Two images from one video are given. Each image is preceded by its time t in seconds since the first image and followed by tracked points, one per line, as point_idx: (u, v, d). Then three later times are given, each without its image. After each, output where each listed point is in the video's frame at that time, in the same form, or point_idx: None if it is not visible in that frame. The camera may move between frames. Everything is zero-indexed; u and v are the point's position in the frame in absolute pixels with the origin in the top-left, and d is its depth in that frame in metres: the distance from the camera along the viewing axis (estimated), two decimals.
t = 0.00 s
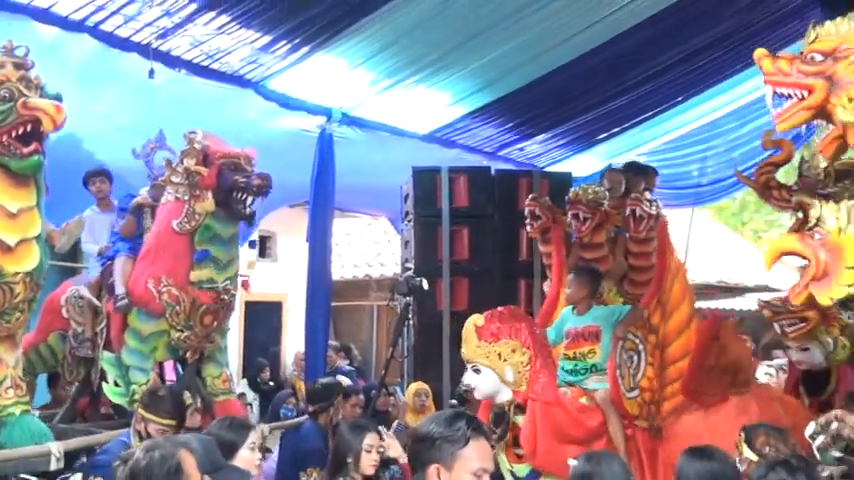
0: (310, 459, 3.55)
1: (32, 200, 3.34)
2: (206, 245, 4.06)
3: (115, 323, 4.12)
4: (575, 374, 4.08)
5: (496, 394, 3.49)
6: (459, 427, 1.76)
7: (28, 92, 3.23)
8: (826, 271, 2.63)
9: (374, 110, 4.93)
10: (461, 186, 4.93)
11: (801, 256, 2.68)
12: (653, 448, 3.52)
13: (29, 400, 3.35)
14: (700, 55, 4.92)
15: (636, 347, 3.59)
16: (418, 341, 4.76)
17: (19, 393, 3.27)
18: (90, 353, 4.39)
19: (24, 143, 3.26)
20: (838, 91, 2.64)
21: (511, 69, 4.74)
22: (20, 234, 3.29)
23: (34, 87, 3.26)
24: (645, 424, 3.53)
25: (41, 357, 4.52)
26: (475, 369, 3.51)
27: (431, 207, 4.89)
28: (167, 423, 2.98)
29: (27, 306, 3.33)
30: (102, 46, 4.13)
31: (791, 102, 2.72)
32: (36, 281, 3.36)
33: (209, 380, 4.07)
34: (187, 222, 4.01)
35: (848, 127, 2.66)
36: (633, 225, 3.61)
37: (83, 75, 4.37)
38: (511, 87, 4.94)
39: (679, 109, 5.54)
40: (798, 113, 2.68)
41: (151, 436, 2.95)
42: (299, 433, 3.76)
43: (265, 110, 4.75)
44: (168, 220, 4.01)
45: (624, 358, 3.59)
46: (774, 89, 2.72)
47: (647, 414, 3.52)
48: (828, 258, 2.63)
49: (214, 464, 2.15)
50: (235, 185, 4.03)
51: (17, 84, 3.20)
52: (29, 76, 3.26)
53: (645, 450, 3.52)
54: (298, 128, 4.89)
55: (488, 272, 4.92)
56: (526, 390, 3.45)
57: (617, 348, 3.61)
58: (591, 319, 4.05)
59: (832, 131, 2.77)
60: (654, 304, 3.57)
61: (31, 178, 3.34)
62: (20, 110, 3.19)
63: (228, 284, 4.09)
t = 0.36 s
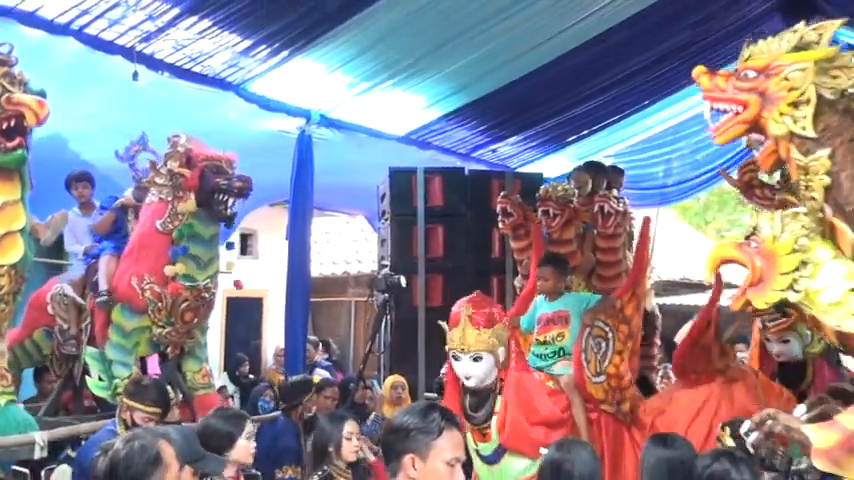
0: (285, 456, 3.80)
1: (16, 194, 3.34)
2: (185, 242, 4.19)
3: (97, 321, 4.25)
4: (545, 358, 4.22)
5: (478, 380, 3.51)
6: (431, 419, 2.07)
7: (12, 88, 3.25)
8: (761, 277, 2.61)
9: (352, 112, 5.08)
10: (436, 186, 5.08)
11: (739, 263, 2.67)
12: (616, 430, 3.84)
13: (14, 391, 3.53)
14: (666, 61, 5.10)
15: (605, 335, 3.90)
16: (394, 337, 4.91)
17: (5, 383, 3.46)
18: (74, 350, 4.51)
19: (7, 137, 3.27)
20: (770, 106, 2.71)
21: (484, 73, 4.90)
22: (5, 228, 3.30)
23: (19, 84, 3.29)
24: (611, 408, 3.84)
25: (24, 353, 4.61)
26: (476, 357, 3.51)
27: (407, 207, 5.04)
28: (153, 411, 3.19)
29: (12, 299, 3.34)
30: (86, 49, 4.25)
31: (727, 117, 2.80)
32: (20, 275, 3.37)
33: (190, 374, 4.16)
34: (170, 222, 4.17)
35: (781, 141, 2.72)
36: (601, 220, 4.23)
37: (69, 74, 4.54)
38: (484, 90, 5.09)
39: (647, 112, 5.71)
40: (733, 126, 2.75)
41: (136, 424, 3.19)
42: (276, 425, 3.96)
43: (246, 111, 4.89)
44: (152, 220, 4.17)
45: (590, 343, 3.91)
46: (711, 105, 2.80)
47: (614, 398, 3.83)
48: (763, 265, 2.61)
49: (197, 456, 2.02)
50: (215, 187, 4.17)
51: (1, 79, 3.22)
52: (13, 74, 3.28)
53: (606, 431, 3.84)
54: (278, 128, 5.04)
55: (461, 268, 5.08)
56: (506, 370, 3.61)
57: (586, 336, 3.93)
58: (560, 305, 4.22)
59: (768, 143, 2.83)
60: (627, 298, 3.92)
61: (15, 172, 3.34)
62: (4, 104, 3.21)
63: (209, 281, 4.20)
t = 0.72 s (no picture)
0: (266, 441, 4.30)
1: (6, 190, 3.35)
2: (166, 240, 4.41)
3: (82, 316, 4.40)
4: (524, 352, 4.38)
5: (459, 366, 3.54)
6: (409, 412, 2.05)
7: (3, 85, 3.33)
8: (702, 268, 2.57)
9: (334, 116, 5.24)
10: (413, 187, 5.22)
11: (681, 257, 2.59)
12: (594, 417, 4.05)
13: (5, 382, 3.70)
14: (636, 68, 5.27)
15: (578, 325, 4.08)
16: (372, 332, 5.06)
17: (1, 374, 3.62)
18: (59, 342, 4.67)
19: None
20: (710, 102, 2.68)
21: (460, 80, 5.08)
22: None
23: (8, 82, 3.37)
24: (589, 396, 4.04)
25: (12, 349, 4.73)
26: (452, 342, 3.54)
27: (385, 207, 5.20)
28: (142, 408, 3.29)
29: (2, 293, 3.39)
30: (73, 53, 4.43)
31: (669, 113, 2.75)
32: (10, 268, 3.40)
33: (171, 366, 4.44)
34: (149, 218, 4.37)
35: (719, 138, 2.68)
36: (576, 219, 4.43)
37: (57, 79, 4.68)
38: (460, 96, 5.26)
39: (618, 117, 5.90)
40: (675, 123, 2.71)
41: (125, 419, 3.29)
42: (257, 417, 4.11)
43: (231, 115, 5.06)
44: (131, 217, 4.39)
45: (564, 333, 4.06)
46: (653, 102, 2.75)
47: (590, 387, 4.03)
48: (704, 255, 2.57)
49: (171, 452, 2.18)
50: (191, 183, 4.35)
51: None
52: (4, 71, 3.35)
53: (585, 419, 4.02)
54: (260, 131, 5.21)
55: (437, 267, 5.24)
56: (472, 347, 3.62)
57: (559, 325, 4.08)
58: (537, 299, 4.37)
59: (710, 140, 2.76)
60: (599, 290, 4.09)
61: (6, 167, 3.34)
62: None
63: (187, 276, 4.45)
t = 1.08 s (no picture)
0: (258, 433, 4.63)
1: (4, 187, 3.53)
2: (148, 235, 4.63)
3: (71, 309, 4.74)
4: (506, 354, 4.54)
5: (426, 373, 3.90)
6: (387, 407, 2.15)
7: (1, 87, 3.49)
8: (676, 262, 2.66)
9: (319, 120, 5.43)
10: (397, 190, 5.42)
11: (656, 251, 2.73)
12: (574, 416, 4.26)
13: None
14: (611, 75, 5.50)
15: (557, 327, 4.27)
16: (356, 329, 5.25)
17: None
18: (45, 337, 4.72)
19: None
20: (682, 103, 2.74)
21: (440, 87, 5.29)
22: None
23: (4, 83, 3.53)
24: (568, 394, 4.24)
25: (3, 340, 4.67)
26: (408, 357, 3.93)
27: (368, 208, 5.38)
28: (133, 400, 3.45)
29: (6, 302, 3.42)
30: (66, 58, 4.55)
31: (644, 113, 2.81)
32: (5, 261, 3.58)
33: (158, 357, 4.72)
34: (131, 215, 4.60)
35: (692, 138, 2.73)
36: (554, 219, 4.67)
37: (47, 88, 4.75)
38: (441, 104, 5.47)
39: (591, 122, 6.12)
40: (650, 122, 2.78)
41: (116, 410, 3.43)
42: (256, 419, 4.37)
43: (219, 120, 5.24)
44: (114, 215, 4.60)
45: (544, 334, 4.28)
46: (629, 103, 2.82)
47: (570, 385, 4.24)
48: (678, 251, 2.67)
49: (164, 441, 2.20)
50: (173, 181, 4.60)
51: None
52: None
53: (563, 418, 4.22)
54: (247, 136, 5.39)
55: (419, 267, 5.43)
56: (442, 350, 3.98)
57: (539, 327, 4.30)
58: (515, 303, 4.57)
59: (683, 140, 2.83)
60: (576, 294, 4.31)
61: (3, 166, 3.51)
62: None
63: (169, 269, 4.67)
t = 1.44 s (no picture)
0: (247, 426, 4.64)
1: None
2: (139, 239, 4.68)
3: (60, 311, 4.77)
4: (482, 352, 4.76)
5: (392, 372, 4.39)
6: (363, 404, 2.21)
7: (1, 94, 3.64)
8: (674, 268, 2.68)
9: (303, 125, 5.61)
10: (379, 195, 5.64)
11: (656, 257, 2.73)
12: (548, 412, 4.43)
13: None
14: (585, 85, 5.78)
15: (532, 328, 4.41)
16: (340, 328, 5.46)
17: None
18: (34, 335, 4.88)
19: None
20: (682, 115, 2.74)
21: (421, 95, 5.50)
22: None
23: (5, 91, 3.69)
24: (541, 392, 4.41)
25: None
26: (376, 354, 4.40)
27: (351, 212, 5.58)
28: (113, 401, 3.51)
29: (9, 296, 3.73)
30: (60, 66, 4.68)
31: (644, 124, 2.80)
32: None
33: (147, 361, 4.65)
34: (124, 221, 4.67)
35: (691, 148, 2.74)
36: (526, 224, 4.81)
37: (42, 89, 4.87)
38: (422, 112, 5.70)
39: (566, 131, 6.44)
40: (649, 134, 2.77)
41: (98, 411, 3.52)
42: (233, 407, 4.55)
43: (206, 126, 5.40)
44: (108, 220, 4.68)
45: (519, 335, 4.41)
46: (629, 114, 2.82)
47: (545, 383, 4.40)
48: (676, 257, 2.68)
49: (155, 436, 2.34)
50: (166, 188, 4.67)
51: None
52: None
53: (539, 416, 4.40)
54: (235, 141, 5.59)
55: (400, 269, 5.63)
56: (415, 353, 4.43)
57: (514, 329, 4.42)
58: (492, 304, 4.73)
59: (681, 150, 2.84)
60: (549, 295, 4.45)
61: None
62: None
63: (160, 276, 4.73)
